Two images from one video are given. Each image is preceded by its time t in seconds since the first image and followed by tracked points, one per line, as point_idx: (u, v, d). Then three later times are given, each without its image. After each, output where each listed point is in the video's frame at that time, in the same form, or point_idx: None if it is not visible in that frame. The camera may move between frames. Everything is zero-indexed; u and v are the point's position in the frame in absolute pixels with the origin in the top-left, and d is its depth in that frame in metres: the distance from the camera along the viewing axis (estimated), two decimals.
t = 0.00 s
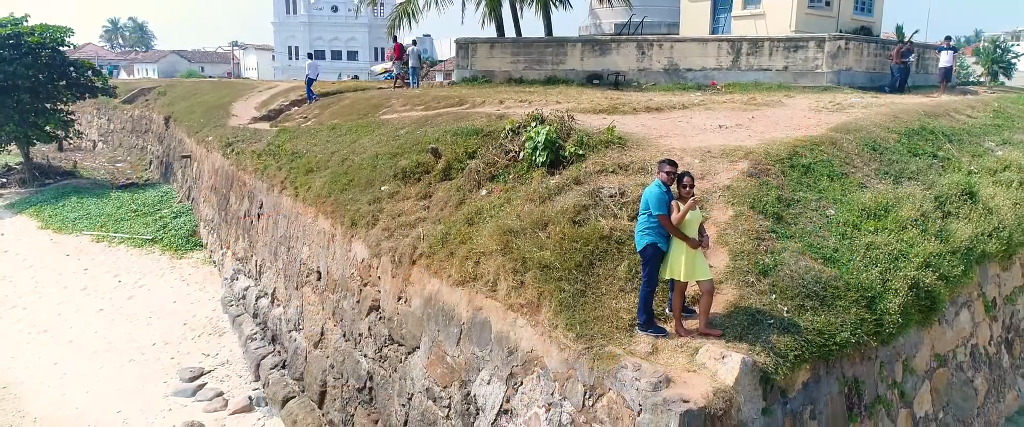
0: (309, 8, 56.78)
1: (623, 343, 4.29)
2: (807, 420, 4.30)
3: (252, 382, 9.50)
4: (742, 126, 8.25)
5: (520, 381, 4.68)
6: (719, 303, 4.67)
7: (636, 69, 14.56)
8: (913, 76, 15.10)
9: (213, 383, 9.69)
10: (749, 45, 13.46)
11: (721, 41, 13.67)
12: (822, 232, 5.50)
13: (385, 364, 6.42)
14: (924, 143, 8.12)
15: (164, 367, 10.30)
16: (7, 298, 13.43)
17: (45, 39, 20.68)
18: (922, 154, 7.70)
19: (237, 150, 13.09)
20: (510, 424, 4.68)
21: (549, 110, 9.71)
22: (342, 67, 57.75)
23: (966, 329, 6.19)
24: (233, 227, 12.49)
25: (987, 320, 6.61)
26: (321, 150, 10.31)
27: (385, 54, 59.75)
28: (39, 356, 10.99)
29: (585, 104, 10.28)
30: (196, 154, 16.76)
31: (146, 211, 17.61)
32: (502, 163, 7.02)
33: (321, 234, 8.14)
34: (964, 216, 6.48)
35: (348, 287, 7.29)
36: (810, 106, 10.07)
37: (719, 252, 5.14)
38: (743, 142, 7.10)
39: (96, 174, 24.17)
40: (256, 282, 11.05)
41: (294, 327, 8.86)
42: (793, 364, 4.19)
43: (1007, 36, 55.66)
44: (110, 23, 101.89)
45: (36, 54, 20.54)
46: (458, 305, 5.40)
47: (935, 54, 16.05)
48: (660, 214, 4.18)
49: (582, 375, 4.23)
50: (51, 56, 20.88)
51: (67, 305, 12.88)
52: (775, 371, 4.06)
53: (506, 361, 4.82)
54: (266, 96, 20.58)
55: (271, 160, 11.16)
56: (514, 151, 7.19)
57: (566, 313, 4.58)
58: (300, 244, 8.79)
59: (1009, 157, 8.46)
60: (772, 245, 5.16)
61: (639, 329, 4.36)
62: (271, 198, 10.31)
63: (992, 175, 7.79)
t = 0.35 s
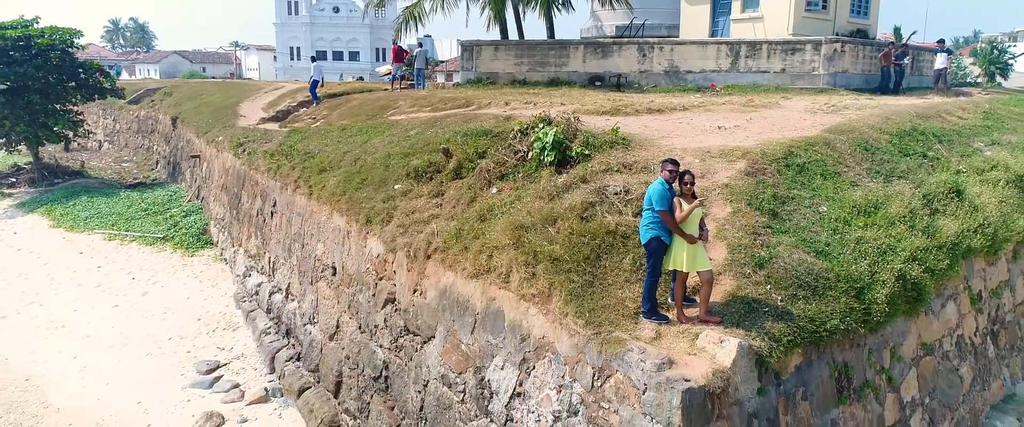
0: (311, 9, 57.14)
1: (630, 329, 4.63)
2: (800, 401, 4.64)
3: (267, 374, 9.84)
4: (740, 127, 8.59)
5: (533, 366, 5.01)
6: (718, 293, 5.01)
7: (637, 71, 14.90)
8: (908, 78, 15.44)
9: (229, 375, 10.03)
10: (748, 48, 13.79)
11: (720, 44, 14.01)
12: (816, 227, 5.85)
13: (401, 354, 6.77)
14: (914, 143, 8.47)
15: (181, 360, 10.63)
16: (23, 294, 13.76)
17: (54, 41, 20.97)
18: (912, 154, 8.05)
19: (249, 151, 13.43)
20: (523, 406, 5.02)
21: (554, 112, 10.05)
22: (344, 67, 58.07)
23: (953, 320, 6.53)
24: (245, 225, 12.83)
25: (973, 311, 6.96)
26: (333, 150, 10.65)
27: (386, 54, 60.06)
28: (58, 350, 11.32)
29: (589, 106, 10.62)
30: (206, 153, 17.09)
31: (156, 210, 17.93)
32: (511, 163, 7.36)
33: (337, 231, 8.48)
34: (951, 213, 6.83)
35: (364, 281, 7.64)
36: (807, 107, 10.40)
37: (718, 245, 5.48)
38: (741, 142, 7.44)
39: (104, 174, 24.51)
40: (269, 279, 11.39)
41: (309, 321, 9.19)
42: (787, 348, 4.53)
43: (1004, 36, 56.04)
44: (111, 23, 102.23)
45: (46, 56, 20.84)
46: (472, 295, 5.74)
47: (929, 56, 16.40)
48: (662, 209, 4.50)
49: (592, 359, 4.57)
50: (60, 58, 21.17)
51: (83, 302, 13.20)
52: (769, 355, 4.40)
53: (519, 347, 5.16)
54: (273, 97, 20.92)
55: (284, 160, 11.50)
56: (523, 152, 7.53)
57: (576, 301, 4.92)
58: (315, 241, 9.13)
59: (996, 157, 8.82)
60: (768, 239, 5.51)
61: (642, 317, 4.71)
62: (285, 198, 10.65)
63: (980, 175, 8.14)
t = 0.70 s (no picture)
0: (314, 11, 57.75)
1: (633, 313, 5.18)
2: (784, 378, 5.20)
3: (287, 364, 10.39)
4: (735, 130, 9.16)
5: (545, 347, 5.57)
6: (712, 281, 5.57)
7: (638, 75, 15.45)
8: (900, 82, 16.00)
9: (251, 365, 10.59)
10: (744, 53, 14.34)
11: (717, 49, 14.56)
12: (802, 223, 6.41)
13: (420, 341, 7.32)
14: (899, 145, 9.04)
15: (204, 351, 11.18)
16: (47, 290, 14.31)
17: (69, 44, 21.57)
18: (896, 156, 8.61)
19: (265, 152, 13.99)
20: (536, 384, 5.58)
21: (560, 116, 10.60)
22: (346, 68, 58.60)
23: (930, 310, 7.09)
24: (261, 224, 13.39)
25: (950, 302, 7.52)
26: (349, 151, 11.21)
27: (388, 56, 60.56)
28: (85, 343, 11.87)
29: (592, 109, 11.18)
30: (220, 154, 17.65)
31: (171, 209, 18.48)
32: (521, 165, 7.92)
33: (356, 228, 9.04)
34: (929, 210, 7.39)
35: (383, 274, 8.19)
36: (799, 111, 10.96)
37: (712, 239, 6.05)
38: (735, 145, 8.00)
39: (116, 174, 25.07)
40: (287, 274, 11.95)
41: (329, 313, 9.75)
42: (772, 330, 5.09)
43: (1001, 38, 56.64)
44: (114, 25, 102.91)
45: (61, 59, 21.43)
46: (489, 285, 6.29)
47: (920, 60, 16.96)
48: (658, 206, 5.06)
49: (599, 340, 5.12)
50: (75, 61, 21.76)
51: (105, 297, 13.75)
52: (756, 335, 4.95)
53: (532, 331, 5.72)
54: (282, 100, 21.48)
55: (301, 162, 12.06)
56: (532, 154, 8.09)
57: (584, 289, 5.48)
58: (334, 238, 9.68)
59: (977, 160, 9.37)
60: (757, 234, 6.07)
61: (642, 303, 5.26)
62: (303, 197, 11.21)
63: (959, 175, 8.70)
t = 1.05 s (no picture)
0: (317, 13, 58.45)
1: (634, 300, 5.84)
2: (767, 359, 5.85)
3: (308, 354, 11.05)
4: (728, 135, 9.82)
5: (553, 332, 6.23)
6: (702, 272, 6.23)
7: (637, 80, 16.10)
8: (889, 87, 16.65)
9: (273, 355, 11.25)
10: (738, 60, 14.98)
11: (713, 56, 15.21)
12: (785, 221, 7.07)
13: (437, 329, 7.98)
14: (880, 149, 9.71)
15: (228, 343, 11.84)
16: (73, 287, 14.97)
17: (85, 49, 22.35)
18: (877, 160, 9.28)
19: (281, 154, 14.65)
20: (546, 365, 6.24)
21: (563, 121, 11.27)
22: (349, 70, 59.24)
23: (904, 301, 7.74)
24: (278, 223, 14.05)
25: (924, 294, 8.17)
26: (365, 154, 11.87)
27: (391, 58, 61.18)
28: (114, 335, 12.53)
29: (594, 115, 11.84)
30: (234, 156, 18.32)
31: (187, 209, 19.15)
32: (530, 168, 8.59)
33: (375, 226, 9.71)
34: (905, 210, 8.05)
35: (402, 268, 8.85)
36: (789, 116, 11.62)
37: (703, 235, 6.71)
38: (727, 150, 8.65)
39: (128, 175, 25.73)
40: (304, 270, 12.60)
41: (348, 305, 10.41)
42: (756, 316, 5.75)
43: (996, 41, 57.36)
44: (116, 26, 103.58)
45: (78, 63, 22.17)
46: (502, 277, 6.95)
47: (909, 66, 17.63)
48: (653, 202, 5.74)
49: (603, 324, 5.78)
50: (90, 65, 22.53)
51: (129, 292, 14.41)
52: (741, 320, 5.61)
53: (542, 318, 6.38)
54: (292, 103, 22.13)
55: (318, 164, 12.73)
56: (540, 158, 8.76)
57: (589, 279, 6.14)
58: (352, 235, 10.34)
59: (954, 163, 10.05)
60: (745, 230, 6.73)
61: (639, 291, 5.93)
62: (321, 197, 11.88)
63: (936, 177, 9.37)
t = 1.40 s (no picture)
0: (321, 17, 59.07)
1: (631, 298, 6.63)
2: (749, 350, 6.63)
3: (328, 349, 11.84)
4: (719, 147, 10.59)
5: (560, 327, 7.01)
6: (692, 274, 7.02)
7: (635, 90, 16.87)
8: (875, 96, 17.43)
9: (295, 351, 12.03)
10: (732, 71, 15.76)
11: (708, 68, 15.98)
12: (768, 228, 7.86)
13: (452, 326, 8.77)
14: (860, 161, 10.50)
15: (251, 339, 12.62)
16: (99, 287, 15.75)
17: (103, 57, 23.17)
18: (856, 170, 10.07)
19: (298, 161, 15.43)
20: (553, 356, 7.03)
21: (566, 133, 12.05)
22: (352, 73, 60.31)
23: (877, 300, 8.53)
24: (296, 226, 14.83)
25: (897, 294, 8.96)
26: (380, 162, 12.64)
27: (392, 61, 62.20)
28: (143, 332, 13.30)
29: (595, 126, 12.64)
30: (249, 161, 19.08)
31: (203, 212, 19.92)
32: (537, 178, 9.38)
33: (392, 231, 10.49)
34: (879, 217, 8.84)
35: (418, 270, 9.63)
36: (777, 128, 12.39)
37: (693, 240, 7.49)
38: (717, 162, 9.42)
39: (141, 178, 26.49)
40: (322, 271, 13.39)
41: (367, 305, 11.20)
42: (738, 312, 6.54)
43: (989, 46, 58.18)
44: (118, 28, 104.18)
45: (95, 70, 23.02)
46: (512, 278, 7.74)
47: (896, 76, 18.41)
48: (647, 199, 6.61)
49: (603, 319, 6.57)
50: (107, 73, 23.38)
51: (153, 292, 15.19)
52: (726, 316, 6.41)
53: (549, 314, 7.16)
54: (302, 110, 22.91)
55: (334, 172, 13.51)
56: (546, 168, 9.54)
57: (591, 280, 6.92)
58: (370, 239, 11.13)
59: (929, 172, 10.84)
60: (731, 236, 7.52)
61: (636, 290, 6.72)
62: (339, 203, 12.67)
63: (911, 186, 10.16)
